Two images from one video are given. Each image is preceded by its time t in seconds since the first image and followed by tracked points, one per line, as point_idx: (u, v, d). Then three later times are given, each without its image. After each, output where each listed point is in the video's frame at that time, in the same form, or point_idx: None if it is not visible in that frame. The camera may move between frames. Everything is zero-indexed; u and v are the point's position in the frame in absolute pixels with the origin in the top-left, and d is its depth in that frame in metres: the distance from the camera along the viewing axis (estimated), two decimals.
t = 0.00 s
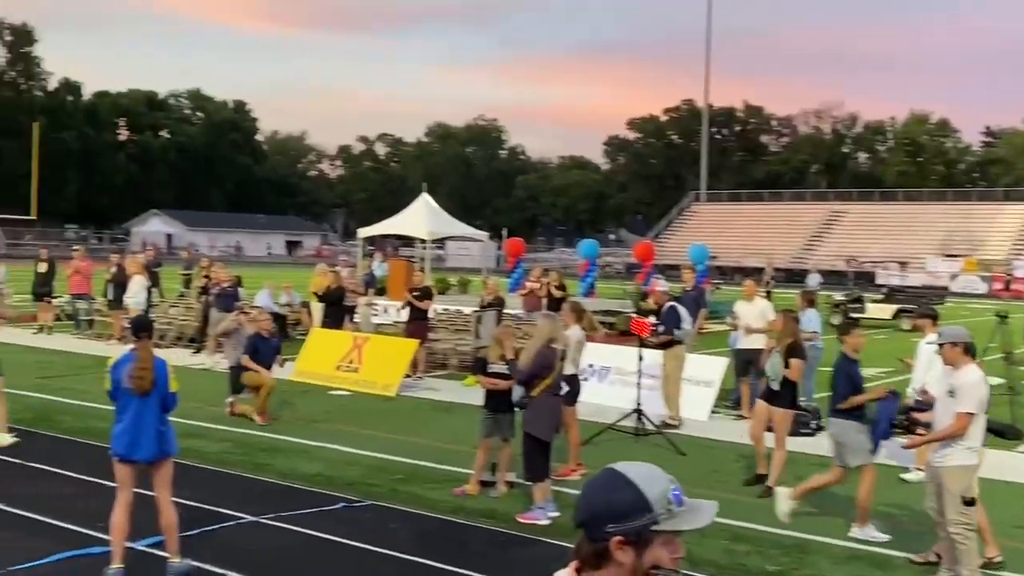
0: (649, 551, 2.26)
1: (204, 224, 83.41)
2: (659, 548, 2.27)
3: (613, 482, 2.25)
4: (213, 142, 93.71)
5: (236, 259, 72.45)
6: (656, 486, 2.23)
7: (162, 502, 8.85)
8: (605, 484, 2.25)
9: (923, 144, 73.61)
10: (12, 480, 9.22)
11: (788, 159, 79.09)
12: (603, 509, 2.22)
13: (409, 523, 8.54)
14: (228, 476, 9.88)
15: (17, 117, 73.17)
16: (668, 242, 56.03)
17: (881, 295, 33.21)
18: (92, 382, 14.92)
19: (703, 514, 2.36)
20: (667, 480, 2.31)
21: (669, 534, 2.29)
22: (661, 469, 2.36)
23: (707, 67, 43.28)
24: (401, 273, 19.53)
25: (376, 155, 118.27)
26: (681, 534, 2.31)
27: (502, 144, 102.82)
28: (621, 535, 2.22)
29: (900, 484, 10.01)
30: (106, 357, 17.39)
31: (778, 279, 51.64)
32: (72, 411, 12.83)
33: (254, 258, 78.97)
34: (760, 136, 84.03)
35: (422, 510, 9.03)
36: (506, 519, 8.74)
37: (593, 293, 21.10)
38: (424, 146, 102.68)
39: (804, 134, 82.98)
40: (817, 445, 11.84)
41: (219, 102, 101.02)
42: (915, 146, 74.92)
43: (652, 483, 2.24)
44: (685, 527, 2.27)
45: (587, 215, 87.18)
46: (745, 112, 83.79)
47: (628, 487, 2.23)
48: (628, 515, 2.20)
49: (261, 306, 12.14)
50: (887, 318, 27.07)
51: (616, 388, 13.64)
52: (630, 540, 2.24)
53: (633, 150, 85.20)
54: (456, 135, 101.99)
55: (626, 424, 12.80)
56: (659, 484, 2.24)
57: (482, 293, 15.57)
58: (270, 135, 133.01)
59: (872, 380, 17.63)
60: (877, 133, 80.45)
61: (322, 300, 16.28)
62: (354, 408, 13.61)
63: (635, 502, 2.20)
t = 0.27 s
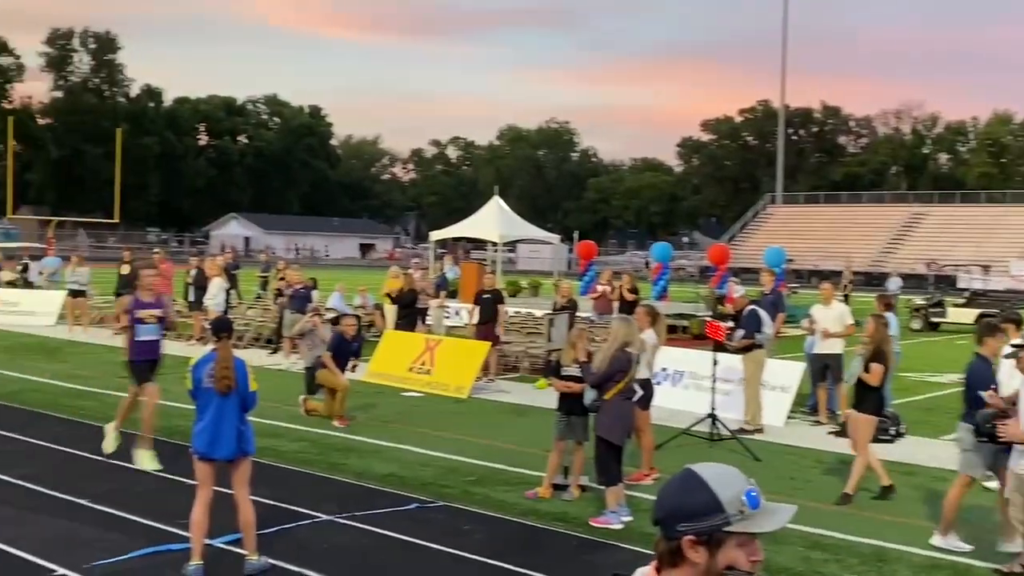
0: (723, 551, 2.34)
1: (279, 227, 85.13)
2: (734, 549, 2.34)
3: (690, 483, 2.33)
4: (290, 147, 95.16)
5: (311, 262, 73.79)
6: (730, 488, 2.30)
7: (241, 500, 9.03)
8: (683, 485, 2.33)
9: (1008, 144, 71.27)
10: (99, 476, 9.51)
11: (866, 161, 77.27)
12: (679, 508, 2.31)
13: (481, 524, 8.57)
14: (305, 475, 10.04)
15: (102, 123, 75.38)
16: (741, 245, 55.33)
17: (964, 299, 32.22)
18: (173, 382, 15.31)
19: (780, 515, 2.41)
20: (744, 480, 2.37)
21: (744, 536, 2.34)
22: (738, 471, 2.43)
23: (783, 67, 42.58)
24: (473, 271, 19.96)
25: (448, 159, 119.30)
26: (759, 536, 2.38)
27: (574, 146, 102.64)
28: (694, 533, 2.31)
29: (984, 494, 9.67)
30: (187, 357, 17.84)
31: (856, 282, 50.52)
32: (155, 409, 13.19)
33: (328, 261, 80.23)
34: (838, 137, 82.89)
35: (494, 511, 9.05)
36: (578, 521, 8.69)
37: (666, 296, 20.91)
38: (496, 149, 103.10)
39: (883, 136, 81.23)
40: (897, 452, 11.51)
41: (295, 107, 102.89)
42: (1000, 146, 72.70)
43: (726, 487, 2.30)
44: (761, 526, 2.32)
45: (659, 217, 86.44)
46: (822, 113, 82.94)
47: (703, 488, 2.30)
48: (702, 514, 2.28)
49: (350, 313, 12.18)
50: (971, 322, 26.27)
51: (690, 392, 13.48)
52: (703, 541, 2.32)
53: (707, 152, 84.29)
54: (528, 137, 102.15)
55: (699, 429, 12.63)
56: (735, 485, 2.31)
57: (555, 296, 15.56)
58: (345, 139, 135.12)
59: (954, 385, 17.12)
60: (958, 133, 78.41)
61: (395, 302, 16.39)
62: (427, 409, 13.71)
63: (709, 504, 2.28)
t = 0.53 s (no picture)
0: (780, 553, 2.31)
1: (343, 227, 86.13)
2: (791, 553, 2.31)
3: (749, 486, 2.29)
4: (354, 149, 96.20)
5: (374, 262, 74.76)
6: (788, 490, 2.26)
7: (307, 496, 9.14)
8: (741, 488, 2.31)
9: None
10: (170, 471, 9.70)
11: (937, 158, 75.34)
12: (737, 510, 2.29)
13: (544, 523, 8.55)
14: (369, 473, 10.13)
15: (172, 126, 77.39)
16: (807, 244, 54.55)
17: None
18: (241, 380, 15.58)
19: (841, 517, 2.36)
20: (805, 482, 2.32)
21: (802, 539, 2.30)
22: (799, 473, 2.38)
23: (851, 63, 41.80)
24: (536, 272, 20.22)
25: (511, 159, 120.00)
26: (818, 540, 2.34)
27: (637, 146, 102.00)
28: (751, 534, 2.29)
29: None
30: (254, 355, 18.15)
31: (926, 283, 49.38)
32: (224, 406, 13.43)
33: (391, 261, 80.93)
34: (908, 135, 81.32)
35: (557, 511, 9.03)
36: (642, 523, 8.61)
37: (731, 296, 20.64)
38: (559, 149, 103.06)
39: (955, 133, 79.24)
40: (974, 456, 11.19)
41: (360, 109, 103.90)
42: None
43: (783, 487, 2.27)
44: (819, 530, 2.27)
45: (724, 217, 85.47)
46: (891, 110, 81.27)
47: (762, 490, 2.27)
48: (756, 514, 2.26)
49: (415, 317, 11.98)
50: None
51: (756, 394, 13.30)
52: (760, 542, 2.30)
53: (773, 150, 83.05)
54: (591, 137, 101.90)
55: (766, 431, 12.46)
56: (793, 488, 2.26)
57: (621, 297, 15.47)
58: (408, 140, 136.22)
59: None
60: None
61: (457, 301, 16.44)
62: (491, 410, 13.73)
63: (765, 505, 2.25)
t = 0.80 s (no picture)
0: (819, 558, 2.26)
1: (396, 226, 86.76)
2: (830, 558, 2.26)
3: (788, 488, 2.24)
4: (408, 148, 96.81)
5: (428, 260, 75.31)
6: (826, 495, 2.20)
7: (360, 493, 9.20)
8: (777, 493, 2.25)
9: None
10: (229, 467, 9.84)
11: (1000, 154, 73.51)
12: (775, 515, 2.24)
13: (597, 522, 8.50)
14: (424, 470, 10.17)
15: (229, 127, 78.69)
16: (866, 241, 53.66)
17: None
18: (298, 377, 15.76)
19: (880, 522, 2.30)
20: (844, 485, 2.26)
21: (840, 544, 2.25)
22: (839, 477, 2.32)
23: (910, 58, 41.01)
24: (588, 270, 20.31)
25: (563, 158, 120.16)
26: (859, 545, 2.28)
27: (692, 143, 101.10)
28: (789, 537, 2.23)
29: None
30: (310, 353, 18.36)
31: (988, 281, 48.27)
32: (281, 403, 13.59)
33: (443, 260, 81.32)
34: (969, 130, 79.53)
35: (611, 511, 8.98)
36: (695, 523, 8.52)
37: (788, 294, 20.39)
38: (612, 147, 102.66)
39: (1020, 127, 77.26)
40: None
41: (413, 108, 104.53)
42: None
43: (822, 490, 2.22)
44: (857, 535, 2.21)
45: (781, 214, 84.40)
46: (952, 105, 79.53)
47: (800, 495, 2.22)
48: (794, 518, 2.20)
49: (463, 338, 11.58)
50: None
51: (814, 394, 13.10)
52: (796, 546, 2.26)
53: (830, 146, 81.75)
54: (645, 135, 101.33)
55: (824, 431, 12.28)
56: (831, 491, 2.21)
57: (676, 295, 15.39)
58: (461, 139, 136.82)
59: None
60: None
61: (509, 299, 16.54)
62: (545, 408, 13.71)
63: (804, 510, 2.20)
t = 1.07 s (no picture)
0: (848, 566, 2.22)
1: (442, 224, 87.15)
2: (859, 565, 2.22)
3: (817, 493, 2.21)
4: (454, 146, 97.23)
5: (473, 258, 75.59)
6: (857, 500, 2.16)
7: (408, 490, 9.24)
8: (808, 497, 2.22)
9: None
10: (278, 464, 9.94)
11: None
12: (804, 520, 2.19)
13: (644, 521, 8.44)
14: (470, 467, 10.19)
15: (278, 126, 79.60)
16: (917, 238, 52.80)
17: None
18: (346, 375, 15.90)
19: (915, 529, 2.26)
20: (873, 491, 2.23)
21: (871, 552, 2.21)
22: (870, 483, 2.28)
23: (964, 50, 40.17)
24: (634, 268, 20.27)
25: (609, 155, 119.97)
26: (889, 553, 2.24)
27: (740, 139, 100.15)
28: (817, 545, 2.20)
29: None
30: (357, 350, 18.51)
31: None
32: (330, 400, 13.72)
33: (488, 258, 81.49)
34: None
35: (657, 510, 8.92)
36: (742, 523, 8.42)
37: (838, 293, 20.12)
38: (659, 144, 102.12)
39: None
40: None
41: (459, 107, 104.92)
42: None
43: (851, 495, 2.18)
44: (889, 544, 2.18)
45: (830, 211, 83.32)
46: (1007, 99, 77.81)
47: (830, 501, 2.18)
48: (823, 526, 2.17)
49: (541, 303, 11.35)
50: None
51: (864, 392, 12.91)
52: (824, 555, 2.22)
53: (881, 142, 80.49)
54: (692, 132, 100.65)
55: (874, 431, 12.08)
56: (864, 495, 2.17)
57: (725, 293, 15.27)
58: (507, 137, 137.13)
59: None
60: None
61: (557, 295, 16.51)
62: (592, 406, 13.68)
63: (832, 517, 2.17)
